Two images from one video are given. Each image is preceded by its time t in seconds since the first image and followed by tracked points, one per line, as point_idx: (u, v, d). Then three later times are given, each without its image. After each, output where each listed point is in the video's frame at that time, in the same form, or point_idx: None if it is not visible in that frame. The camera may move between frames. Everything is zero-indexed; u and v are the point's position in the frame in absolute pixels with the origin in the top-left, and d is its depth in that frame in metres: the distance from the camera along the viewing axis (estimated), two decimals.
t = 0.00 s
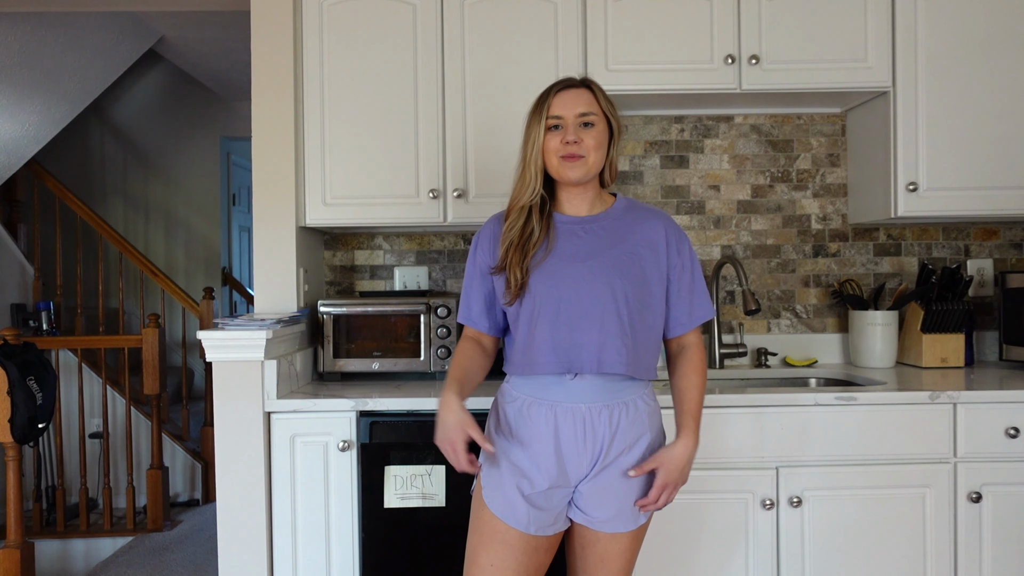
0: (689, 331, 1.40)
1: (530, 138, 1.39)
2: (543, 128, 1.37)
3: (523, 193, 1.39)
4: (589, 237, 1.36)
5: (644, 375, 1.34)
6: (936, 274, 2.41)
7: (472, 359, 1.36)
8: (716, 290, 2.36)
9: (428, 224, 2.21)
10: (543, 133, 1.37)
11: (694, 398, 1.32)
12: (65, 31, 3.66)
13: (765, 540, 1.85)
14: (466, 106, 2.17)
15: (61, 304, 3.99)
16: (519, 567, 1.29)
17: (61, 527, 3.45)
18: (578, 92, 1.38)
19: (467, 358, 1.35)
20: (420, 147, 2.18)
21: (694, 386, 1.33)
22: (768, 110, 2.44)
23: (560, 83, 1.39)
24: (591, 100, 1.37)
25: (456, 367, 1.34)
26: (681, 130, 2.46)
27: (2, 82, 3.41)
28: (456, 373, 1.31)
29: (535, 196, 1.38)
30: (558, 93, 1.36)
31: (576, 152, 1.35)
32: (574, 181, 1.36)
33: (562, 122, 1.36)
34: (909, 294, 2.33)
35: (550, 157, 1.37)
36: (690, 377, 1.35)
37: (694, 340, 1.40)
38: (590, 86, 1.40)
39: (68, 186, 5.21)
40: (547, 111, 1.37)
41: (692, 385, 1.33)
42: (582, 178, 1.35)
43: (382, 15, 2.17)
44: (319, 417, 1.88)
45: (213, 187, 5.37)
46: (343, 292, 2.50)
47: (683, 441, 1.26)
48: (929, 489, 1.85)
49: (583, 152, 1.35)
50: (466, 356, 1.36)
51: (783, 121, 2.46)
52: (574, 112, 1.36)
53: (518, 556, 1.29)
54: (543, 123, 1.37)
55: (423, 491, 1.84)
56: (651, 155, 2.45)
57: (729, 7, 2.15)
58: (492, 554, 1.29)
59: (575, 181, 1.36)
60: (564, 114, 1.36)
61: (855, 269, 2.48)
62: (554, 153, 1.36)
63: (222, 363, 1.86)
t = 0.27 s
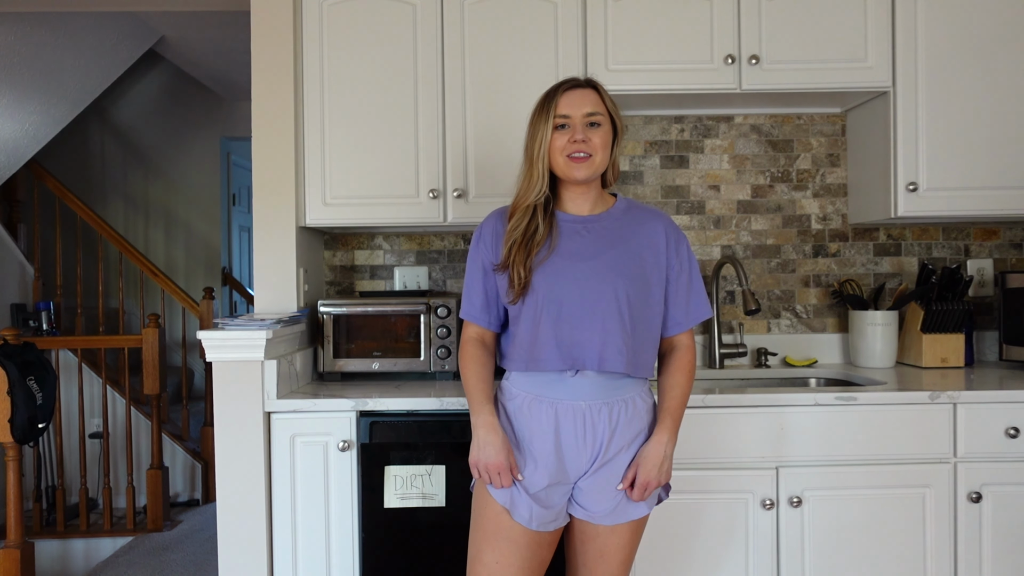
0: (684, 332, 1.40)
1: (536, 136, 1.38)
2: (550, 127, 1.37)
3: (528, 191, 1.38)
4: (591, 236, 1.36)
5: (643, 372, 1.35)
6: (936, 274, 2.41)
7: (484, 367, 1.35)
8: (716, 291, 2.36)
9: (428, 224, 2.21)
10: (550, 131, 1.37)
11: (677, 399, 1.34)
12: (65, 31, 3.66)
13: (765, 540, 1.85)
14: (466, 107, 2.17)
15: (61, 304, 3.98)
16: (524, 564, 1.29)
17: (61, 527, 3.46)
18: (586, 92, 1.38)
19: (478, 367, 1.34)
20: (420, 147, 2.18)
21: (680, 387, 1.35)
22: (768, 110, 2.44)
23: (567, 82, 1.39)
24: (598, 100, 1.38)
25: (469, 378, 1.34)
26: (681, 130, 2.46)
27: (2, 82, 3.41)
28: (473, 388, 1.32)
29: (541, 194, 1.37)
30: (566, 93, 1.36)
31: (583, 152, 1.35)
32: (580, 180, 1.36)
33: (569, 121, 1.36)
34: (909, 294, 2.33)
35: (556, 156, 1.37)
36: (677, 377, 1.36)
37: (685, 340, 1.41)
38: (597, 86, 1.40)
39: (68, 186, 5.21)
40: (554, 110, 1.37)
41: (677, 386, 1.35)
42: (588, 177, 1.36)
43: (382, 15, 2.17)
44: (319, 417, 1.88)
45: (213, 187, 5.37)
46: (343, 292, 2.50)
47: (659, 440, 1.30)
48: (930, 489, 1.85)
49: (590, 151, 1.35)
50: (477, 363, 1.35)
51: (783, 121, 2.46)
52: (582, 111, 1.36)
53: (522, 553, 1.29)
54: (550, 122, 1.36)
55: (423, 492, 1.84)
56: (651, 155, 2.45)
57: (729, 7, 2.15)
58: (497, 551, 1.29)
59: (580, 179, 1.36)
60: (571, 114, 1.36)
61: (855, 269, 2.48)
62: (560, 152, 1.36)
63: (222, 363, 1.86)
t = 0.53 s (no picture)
0: (677, 332, 1.44)
1: (543, 135, 1.38)
2: (558, 127, 1.36)
3: (535, 189, 1.38)
4: (596, 234, 1.36)
5: (644, 370, 1.36)
6: (936, 274, 2.41)
7: (480, 370, 1.36)
8: (716, 291, 2.36)
9: (428, 224, 2.21)
10: (558, 131, 1.37)
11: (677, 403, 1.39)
12: (66, 31, 3.66)
13: (765, 540, 1.85)
14: (466, 106, 2.17)
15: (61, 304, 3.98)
16: (512, 557, 1.29)
17: (61, 527, 3.45)
18: (593, 92, 1.38)
19: (473, 371, 1.35)
20: (420, 147, 2.18)
21: (679, 391, 1.40)
22: (768, 110, 2.44)
23: (574, 82, 1.39)
24: (605, 101, 1.38)
25: (465, 381, 1.35)
26: (681, 130, 2.46)
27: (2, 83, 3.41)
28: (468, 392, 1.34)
29: (548, 193, 1.37)
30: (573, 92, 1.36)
31: (591, 151, 1.35)
32: (587, 180, 1.36)
33: (576, 120, 1.36)
34: (909, 294, 2.33)
35: (563, 155, 1.37)
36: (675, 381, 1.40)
37: (681, 343, 1.44)
38: (603, 87, 1.41)
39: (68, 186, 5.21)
40: (561, 109, 1.37)
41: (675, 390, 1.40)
42: (594, 177, 1.36)
43: (382, 14, 2.17)
44: (319, 417, 1.88)
45: (213, 187, 5.37)
46: (343, 292, 2.50)
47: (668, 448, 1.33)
48: (930, 489, 1.85)
49: (597, 151, 1.36)
50: (473, 366, 1.36)
51: (783, 121, 2.46)
52: (589, 111, 1.36)
53: (509, 545, 1.28)
54: (558, 122, 1.36)
55: (423, 491, 1.84)
56: (651, 155, 2.45)
57: (729, 7, 2.15)
58: (486, 544, 1.29)
59: (587, 179, 1.36)
60: (578, 113, 1.36)
61: (855, 269, 2.48)
62: (567, 151, 1.36)
63: (222, 363, 1.86)
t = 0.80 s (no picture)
0: (672, 330, 1.44)
1: (541, 131, 1.38)
2: (555, 122, 1.37)
3: (533, 186, 1.38)
4: (596, 230, 1.36)
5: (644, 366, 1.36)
6: (936, 274, 2.41)
7: (481, 371, 1.37)
8: (716, 291, 2.36)
9: (428, 224, 2.21)
10: (554, 127, 1.37)
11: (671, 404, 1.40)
12: (66, 31, 3.66)
13: (765, 541, 1.85)
14: (466, 107, 2.17)
15: (60, 304, 3.98)
16: (511, 556, 1.29)
17: (61, 527, 3.46)
18: (589, 88, 1.38)
19: (474, 373, 1.36)
20: (420, 147, 2.18)
21: (673, 392, 1.40)
22: (768, 110, 2.44)
23: (570, 78, 1.39)
24: (601, 96, 1.38)
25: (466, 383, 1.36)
26: (681, 130, 2.46)
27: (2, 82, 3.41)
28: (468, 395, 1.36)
29: (548, 189, 1.37)
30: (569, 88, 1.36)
31: (588, 147, 1.35)
32: (585, 176, 1.36)
33: (573, 116, 1.36)
34: (909, 294, 2.33)
35: (561, 151, 1.37)
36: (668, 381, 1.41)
37: (674, 343, 1.44)
38: (599, 82, 1.41)
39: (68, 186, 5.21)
40: (558, 106, 1.37)
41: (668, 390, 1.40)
42: (592, 173, 1.36)
43: (382, 14, 2.17)
44: (319, 417, 1.88)
45: (213, 187, 5.37)
46: (343, 292, 2.50)
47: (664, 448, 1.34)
48: (930, 489, 1.85)
49: (595, 146, 1.36)
50: (474, 367, 1.37)
51: (783, 121, 2.46)
52: (586, 106, 1.36)
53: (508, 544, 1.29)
54: (554, 118, 1.36)
55: (423, 492, 1.84)
56: (651, 155, 2.45)
57: (729, 7, 2.15)
58: (486, 543, 1.29)
59: (585, 174, 1.36)
60: (575, 109, 1.36)
61: (855, 269, 2.48)
62: (565, 147, 1.36)
63: (222, 363, 1.86)
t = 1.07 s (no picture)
0: (672, 330, 1.44)
1: (537, 133, 1.38)
2: (550, 124, 1.37)
3: (532, 186, 1.39)
4: (596, 230, 1.36)
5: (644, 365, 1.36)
6: (936, 274, 2.41)
7: (481, 369, 1.37)
8: (716, 291, 2.36)
9: (428, 224, 2.21)
10: (550, 128, 1.37)
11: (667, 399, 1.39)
12: (65, 31, 3.66)
13: (765, 540, 1.85)
14: (466, 107, 2.17)
15: (60, 304, 3.98)
16: (511, 557, 1.28)
17: (61, 527, 3.46)
18: (584, 88, 1.38)
19: (474, 371, 1.36)
20: (420, 147, 2.18)
21: (670, 388, 1.40)
22: (768, 110, 2.44)
23: (566, 79, 1.39)
24: (597, 97, 1.38)
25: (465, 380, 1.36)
26: (681, 130, 2.46)
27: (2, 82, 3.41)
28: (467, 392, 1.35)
29: (546, 190, 1.38)
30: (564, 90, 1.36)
31: (583, 148, 1.35)
32: (581, 177, 1.37)
33: (568, 118, 1.37)
34: (909, 294, 2.33)
35: (556, 153, 1.37)
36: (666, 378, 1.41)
37: (675, 341, 1.44)
38: (595, 83, 1.40)
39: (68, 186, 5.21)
40: (553, 107, 1.37)
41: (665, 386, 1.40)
42: (589, 174, 1.36)
43: (382, 14, 2.17)
44: (319, 417, 1.88)
45: (213, 187, 5.37)
46: (343, 292, 2.50)
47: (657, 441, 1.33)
48: (930, 489, 1.85)
49: (590, 148, 1.35)
50: (473, 365, 1.37)
51: (783, 121, 2.46)
52: (581, 108, 1.36)
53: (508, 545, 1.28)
54: (550, 119, 1.37)
55: (423, 491, 1.84)
56: (651, 155, 2.45)
57: (729, 7, 2.15)
58: (484, 544, 1.28)
59: (582, 175, 1.37)
60: (570, 111, 1.36)
61: (855, 269, 2.48)
62: (561, 148, 1.37)
63: (222, 363, 1.86)
